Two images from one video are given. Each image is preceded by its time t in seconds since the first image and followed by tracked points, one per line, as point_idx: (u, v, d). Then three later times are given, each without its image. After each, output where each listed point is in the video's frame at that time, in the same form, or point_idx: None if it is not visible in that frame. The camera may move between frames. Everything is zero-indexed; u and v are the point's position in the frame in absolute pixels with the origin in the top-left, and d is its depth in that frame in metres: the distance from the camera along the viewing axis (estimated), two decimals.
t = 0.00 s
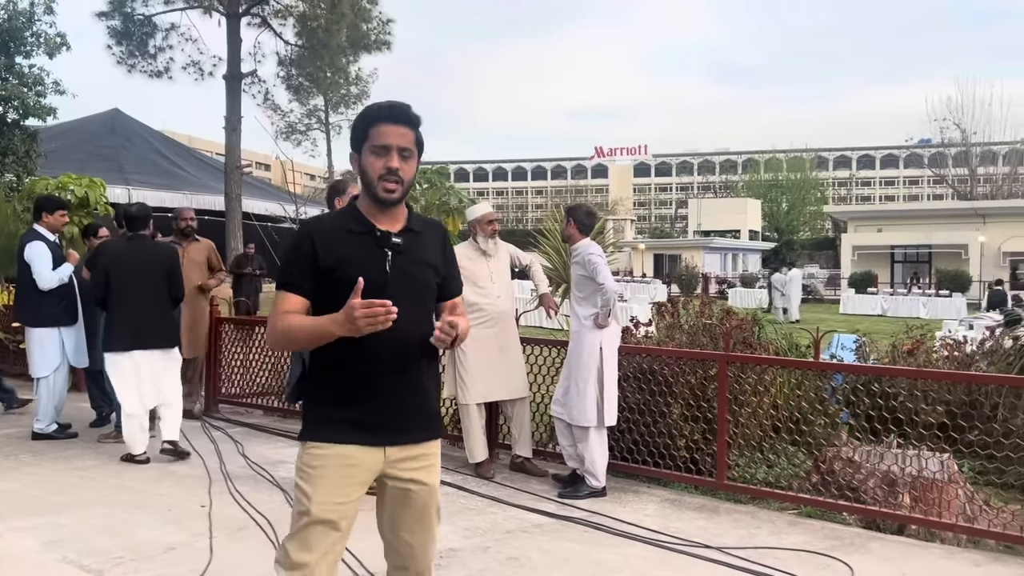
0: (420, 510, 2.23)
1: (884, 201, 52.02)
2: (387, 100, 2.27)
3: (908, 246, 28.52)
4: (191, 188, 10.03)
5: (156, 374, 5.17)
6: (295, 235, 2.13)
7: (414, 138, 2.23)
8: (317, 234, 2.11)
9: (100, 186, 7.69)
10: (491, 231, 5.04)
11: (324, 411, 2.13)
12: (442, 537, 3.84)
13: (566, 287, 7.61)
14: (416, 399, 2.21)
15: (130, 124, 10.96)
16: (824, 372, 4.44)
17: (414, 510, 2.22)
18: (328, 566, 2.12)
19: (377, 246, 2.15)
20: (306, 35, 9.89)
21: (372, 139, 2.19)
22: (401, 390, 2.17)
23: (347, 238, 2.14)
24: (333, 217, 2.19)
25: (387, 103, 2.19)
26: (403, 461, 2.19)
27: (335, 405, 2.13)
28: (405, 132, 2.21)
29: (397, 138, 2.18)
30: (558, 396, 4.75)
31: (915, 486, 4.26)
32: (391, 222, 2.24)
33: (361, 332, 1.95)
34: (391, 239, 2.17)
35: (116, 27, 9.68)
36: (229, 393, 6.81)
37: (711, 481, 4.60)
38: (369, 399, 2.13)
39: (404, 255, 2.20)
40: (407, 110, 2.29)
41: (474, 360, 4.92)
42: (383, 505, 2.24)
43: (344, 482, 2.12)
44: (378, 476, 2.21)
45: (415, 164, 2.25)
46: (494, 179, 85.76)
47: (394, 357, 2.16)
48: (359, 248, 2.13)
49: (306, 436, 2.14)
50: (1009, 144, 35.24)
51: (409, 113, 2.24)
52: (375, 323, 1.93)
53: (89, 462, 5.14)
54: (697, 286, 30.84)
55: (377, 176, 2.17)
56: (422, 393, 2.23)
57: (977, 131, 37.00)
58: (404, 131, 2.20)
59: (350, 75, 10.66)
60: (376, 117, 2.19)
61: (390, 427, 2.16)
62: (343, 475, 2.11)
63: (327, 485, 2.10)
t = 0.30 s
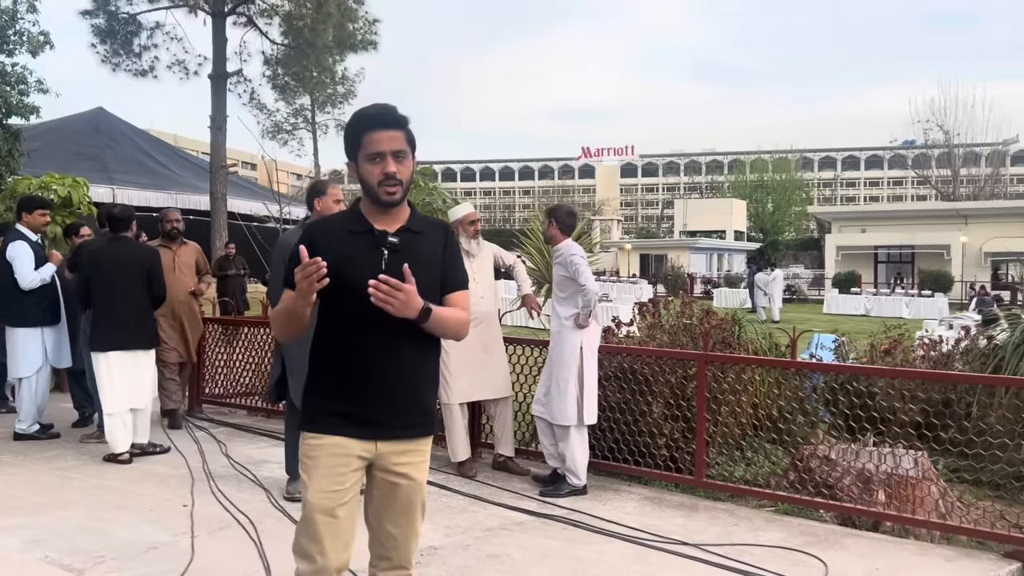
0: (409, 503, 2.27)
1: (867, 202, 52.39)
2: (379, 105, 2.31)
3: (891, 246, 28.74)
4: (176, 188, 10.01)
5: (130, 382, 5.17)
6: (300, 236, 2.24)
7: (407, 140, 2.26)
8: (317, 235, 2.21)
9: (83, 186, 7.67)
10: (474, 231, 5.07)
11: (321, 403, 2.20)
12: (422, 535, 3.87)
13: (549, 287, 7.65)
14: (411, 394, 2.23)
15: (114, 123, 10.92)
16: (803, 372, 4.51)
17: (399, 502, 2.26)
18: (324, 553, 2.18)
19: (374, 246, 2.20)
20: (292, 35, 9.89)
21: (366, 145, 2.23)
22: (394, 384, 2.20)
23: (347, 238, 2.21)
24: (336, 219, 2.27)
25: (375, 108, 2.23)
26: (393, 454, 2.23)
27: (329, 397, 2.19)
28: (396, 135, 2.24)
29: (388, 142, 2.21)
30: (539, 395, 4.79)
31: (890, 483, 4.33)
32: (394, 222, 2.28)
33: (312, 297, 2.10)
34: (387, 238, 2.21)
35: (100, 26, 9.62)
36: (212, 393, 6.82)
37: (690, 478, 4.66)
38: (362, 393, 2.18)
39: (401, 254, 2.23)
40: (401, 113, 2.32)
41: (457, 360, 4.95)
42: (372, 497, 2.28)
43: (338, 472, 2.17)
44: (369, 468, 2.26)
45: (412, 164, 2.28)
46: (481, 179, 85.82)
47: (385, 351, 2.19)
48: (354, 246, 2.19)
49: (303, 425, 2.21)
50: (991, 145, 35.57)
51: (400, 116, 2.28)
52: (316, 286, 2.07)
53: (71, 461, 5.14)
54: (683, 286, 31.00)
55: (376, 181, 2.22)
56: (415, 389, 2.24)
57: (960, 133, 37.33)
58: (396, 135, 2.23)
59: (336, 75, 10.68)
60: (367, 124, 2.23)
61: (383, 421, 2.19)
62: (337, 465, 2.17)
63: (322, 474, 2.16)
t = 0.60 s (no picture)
0: (380, 499, 2.31)
1: (849, 203, 52.85)
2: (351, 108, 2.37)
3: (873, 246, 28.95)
4: (158, 187, 9.98)
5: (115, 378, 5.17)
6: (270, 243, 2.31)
7: (377, 143, 2.31)
8: (285, 239, 2.26)
9: (63, 185, 7.64)
10: (454, 231, 5.11)
11: (291, 406, 2.26)
12: (401, 533, 3.91)
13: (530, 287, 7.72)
14: (378, 396, 2.27)
15: (94, 121, 10.87)
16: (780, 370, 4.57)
17: (371, 498, 2.30)
18: (295, 551, 2.25)
19: (339, 249, 2.24)
20: (276, 33, 9.87)
21: (333, 146, 2.28)
22: (361, 386, 2.24)
23: (314, 242, 2.26)
24: (304, 223, 2.32)
25: (345, 110, 2.28)
26: (362, 454, 2.26)
27: (299, 399, 2.25)
28: (365, 138, 2.29)
29: (355, 143, 2.26)
30: (519, 394, 4.84)
31: (863, 480, 4.39)
32: (360, 225, 2.31)
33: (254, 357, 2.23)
34: (352, 242, 2.25)
35: (80, 23, 9.47)
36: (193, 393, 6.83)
37: (667, 476, 4.72)
38: (330, 396, 2.23)
39: (366, 258, 2.26)
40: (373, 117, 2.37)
41: (437, 360, 4.98)
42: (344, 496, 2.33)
43: (307, 473, 2.23)
44: (340, 467, 2.30)
45: (379, 168, 2.33)
46: (465, 179, 85.78)
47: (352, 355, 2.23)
48: (320, 250, 2.24)
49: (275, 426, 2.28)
50: (971, 147, 35.92)
51: (371, 120, 2.32)
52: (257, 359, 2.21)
53: (50, 461, 5.13)
54: (665, 286, 31.19)
55: (341, 182, 2.26)
56: (384, 391, 2.28)
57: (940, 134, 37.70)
58: (364, 137, 2.28)
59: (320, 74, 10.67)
60: (337, 125, 2.28)
61: (351, 423, 2.23)
62: (305, 466, 2.23)
63: (291, 475, 2.23)
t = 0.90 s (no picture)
0: (343, 496, 2.35)
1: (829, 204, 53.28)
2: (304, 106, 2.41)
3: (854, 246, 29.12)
4: (139, 185, 9.94)
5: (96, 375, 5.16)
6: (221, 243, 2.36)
7: (328, 142, 2.36)
8: (235, 238, 2.31)
9: (42, 184, 7.61)
10: (435, 232, 5.13)
11: (247, 406, 2.31)
12: (381, 531, 3.94)
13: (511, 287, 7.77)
14: (332, 393, 2.31)
15: (74, 118, 10.80)
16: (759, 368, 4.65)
17: (332, 495, 2.34)
18: (262, 548, 2.30)
19: (289, 247, 2.29)
20: (258, 32, 9.85)
21: (285, 143, 2.33)
22: (315, 383, 2.28)
23: (264, 241, 2.31)
24: (256, 222, 2.37)
25: (297, 108, 2.32)
26: (320, 452, 2.30)
27: (255, 398, 2.30)
28: (317, 136, 2.34)
29: (306, 140, 2.31)
30: (499, 393, 4.88)
31: (837, 477, 4.46)
32: (310, 223, 2.36)
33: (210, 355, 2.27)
34: (301, 239, 2.29)
35: (59, 19, 9.12)
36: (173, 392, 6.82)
37: (645, 473, 4.78)
38: (284, 394, 2.27)
39: (317, 256, 2.30)
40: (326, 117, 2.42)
41: (418, 359, 5.02)
42: (308, 496, 2.37)
43: (266, 472, 2.28)
44: (301, 467, 2.34)
45: (330, 166, 2.38)
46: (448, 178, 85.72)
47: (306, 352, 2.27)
48: (271, 249, 2.29)
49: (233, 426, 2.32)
50: (950, 148, 36.26)
51: (323, 119, 2.37)
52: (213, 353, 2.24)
53: (29, 461, 5.12)
54: (647, 286, 31.36)
55: (290, 178, 2.31)
56: (338, 389, 2.33)
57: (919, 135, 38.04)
58: (316, 135, 2.32)
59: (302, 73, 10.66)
60: (288, 122, 2.33)
61: (305, 420, 2.27)
62: (264, 467, 2.28)
63: (252, 476, 2.28)
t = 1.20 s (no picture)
0: (310, 491, 2.39)
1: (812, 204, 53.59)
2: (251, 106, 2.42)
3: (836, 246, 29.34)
4: (121, 184, 9.89)
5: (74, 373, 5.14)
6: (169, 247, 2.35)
7: (277, 142, 2.37)
8: (185, 242, 2.31)
9: (22, 183, 7.47)
10: (418, 231, 5.15)
11: (207, 409, 2.32)
12: (364, 530, 3.95)
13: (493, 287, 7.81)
14: (292, 391, 2.35)
15: (56, 116, 10.69)
16: (739, 367, 4.71)
17: (299, 490, 2.38)
18: (233, 545, 2.34)
19: (242, 249, 2.31)
20: (241, 30, 9.80)
21: (233, 145, 2.34)
22: (274, 383, 2.32)
23: (216, 244, 2.32)
24: (204, 225, 2.37)
25: (246, 109, 2.33)
26: (284, 449, 2.34)
27: (214, 399, 2.31)
28: (267, 137, 2.35)
29: (256, 142, 2.32)
30: (481, 391, 4.91)
31: (815, 474, 4.51)
32: (260, 224, 2.38)
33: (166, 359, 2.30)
34: (255, 241, 2.32)
35: (39, 16, 9.04)
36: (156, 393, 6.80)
37: (626, 470, 4.82)
38: (244, 395, 2.30)
39: (271, 258, 2.33)
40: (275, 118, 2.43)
41: (403, 358, 5.03)
42: (275, 492, 2.41)
43: (233, 473, 2.30)
44: (266, 463, 2.38)
45: (280, 167, 2.39)
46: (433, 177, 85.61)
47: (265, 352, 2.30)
48: (223, 252, 2.30)
49: (192, 429, 2.33)
50: (931, 148, 36.52)
51: (272, 120, 2.39)
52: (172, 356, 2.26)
53: (10, 461, 5.10)
54: (631, 285, 31.49)
55: (239, 179, 2.32)
56: (298, 387, 2.36)
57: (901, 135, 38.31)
58: (265, 136, 2.34)
59: (285, 71, 10.61)
60: (236, 124, 2.33)
61: (267, 419, 2.31)
62: (231, 466, 2.30)
63: (218, 477, 2.30)
